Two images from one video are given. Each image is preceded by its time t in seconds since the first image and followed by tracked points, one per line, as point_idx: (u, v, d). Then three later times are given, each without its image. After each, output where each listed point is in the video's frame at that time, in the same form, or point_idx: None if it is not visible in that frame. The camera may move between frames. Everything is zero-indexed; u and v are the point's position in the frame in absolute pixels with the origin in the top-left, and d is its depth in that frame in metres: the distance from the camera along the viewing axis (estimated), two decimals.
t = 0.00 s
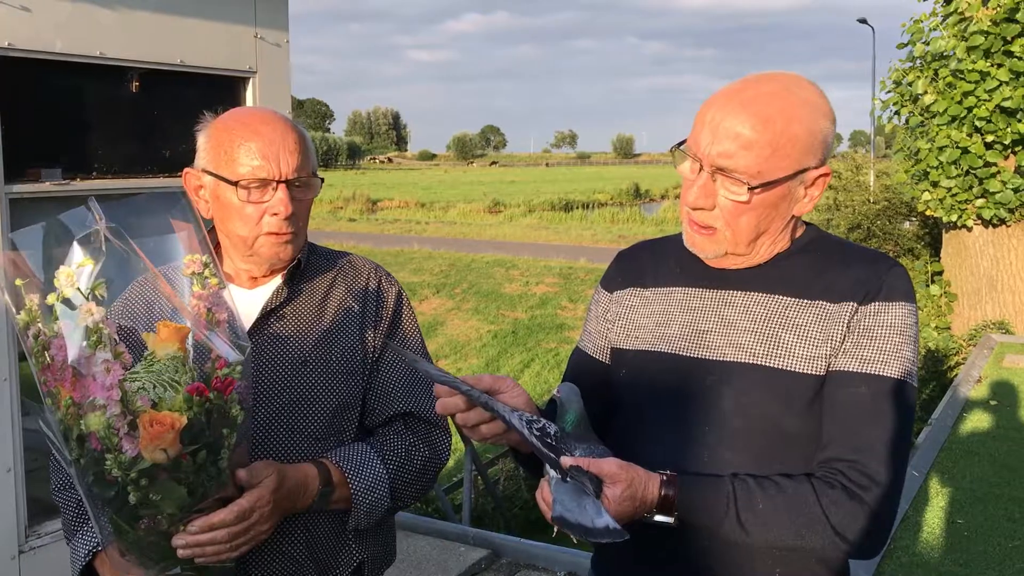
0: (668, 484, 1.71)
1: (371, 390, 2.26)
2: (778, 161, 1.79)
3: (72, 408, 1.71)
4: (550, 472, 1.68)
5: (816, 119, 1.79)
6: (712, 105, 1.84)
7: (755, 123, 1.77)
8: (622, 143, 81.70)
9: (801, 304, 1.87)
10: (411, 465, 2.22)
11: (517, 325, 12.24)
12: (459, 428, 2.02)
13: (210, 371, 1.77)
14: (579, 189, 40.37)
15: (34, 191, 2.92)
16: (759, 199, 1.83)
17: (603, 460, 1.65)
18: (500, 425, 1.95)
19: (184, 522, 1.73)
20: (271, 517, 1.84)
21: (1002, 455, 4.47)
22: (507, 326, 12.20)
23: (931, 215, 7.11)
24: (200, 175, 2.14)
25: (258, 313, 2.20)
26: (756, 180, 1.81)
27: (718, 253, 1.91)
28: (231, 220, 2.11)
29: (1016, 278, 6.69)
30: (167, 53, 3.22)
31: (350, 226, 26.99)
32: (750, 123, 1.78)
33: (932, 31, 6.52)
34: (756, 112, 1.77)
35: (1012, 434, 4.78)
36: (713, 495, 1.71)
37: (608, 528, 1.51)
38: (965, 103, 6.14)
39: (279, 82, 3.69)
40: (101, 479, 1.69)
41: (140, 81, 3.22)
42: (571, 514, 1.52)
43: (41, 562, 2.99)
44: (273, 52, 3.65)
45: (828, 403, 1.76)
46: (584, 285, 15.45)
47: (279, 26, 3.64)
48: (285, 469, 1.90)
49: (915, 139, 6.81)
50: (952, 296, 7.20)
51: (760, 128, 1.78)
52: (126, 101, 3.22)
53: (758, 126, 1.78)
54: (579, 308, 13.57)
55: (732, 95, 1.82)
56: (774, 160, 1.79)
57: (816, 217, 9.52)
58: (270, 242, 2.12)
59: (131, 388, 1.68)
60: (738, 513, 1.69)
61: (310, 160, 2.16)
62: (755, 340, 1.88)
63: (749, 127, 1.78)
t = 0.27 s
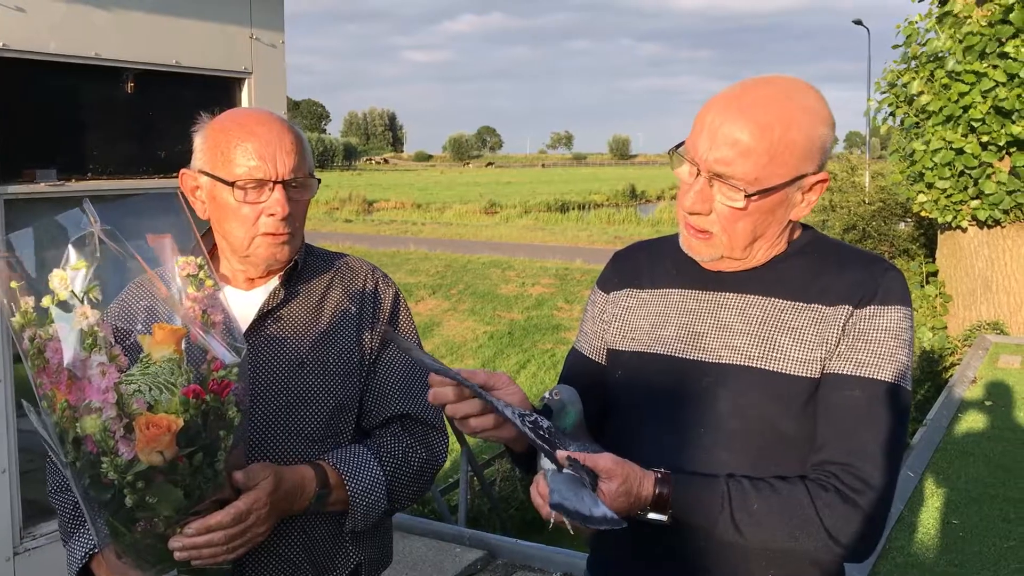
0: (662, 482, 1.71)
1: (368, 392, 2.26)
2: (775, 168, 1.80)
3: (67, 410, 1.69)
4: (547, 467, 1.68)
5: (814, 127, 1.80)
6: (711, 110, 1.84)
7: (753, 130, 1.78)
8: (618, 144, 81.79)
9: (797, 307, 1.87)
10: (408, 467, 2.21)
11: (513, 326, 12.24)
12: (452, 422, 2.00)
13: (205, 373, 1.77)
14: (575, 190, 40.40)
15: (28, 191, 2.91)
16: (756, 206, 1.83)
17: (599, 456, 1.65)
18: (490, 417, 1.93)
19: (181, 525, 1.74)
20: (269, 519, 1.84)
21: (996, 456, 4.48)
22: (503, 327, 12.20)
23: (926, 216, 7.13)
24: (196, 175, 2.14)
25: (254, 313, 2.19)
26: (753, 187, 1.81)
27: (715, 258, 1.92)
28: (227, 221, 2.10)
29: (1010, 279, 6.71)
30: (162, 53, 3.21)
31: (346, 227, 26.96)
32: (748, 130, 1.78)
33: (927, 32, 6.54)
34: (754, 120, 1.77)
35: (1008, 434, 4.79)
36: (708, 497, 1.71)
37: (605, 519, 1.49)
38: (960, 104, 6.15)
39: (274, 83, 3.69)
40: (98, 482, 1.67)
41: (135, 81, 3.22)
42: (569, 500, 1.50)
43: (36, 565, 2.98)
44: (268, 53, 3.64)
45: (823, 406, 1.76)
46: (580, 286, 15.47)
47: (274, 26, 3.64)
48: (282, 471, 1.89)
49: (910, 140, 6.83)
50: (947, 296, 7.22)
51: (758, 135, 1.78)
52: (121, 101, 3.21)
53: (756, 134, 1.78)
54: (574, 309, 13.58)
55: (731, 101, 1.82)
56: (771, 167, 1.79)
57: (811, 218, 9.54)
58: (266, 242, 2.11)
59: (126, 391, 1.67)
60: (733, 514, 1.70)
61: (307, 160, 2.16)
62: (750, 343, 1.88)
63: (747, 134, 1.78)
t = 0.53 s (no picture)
0: (663, 483, 1.70)
1: (365, 393, 2.26)
2: (775, 172, 1.80)
3: (64, 414, 1.68)
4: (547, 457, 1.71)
5: (815, 130, 1.79)
6: (711, 113, 1.84)
7: (753, 134, 1.78)
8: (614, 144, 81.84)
9: (796, 310, 1.87)
10: (405, 470, 2.22)
11: (510, 326, 12.24)
12: (451, 429, 2.00)
13: (203, 376, 1.77)
14: (572, 191, 40.41)
15: (24, 192, 2.89)
16: (756, 210, 1.83)
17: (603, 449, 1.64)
18: (491, 423, 1.93)
19: (178, 528, 1.73)
20: (265, 522, 1.84)
21: (993, 456, 4.49)
22: (500, 327, 12.19)
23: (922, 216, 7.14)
24: (195, 175, 2.13)
25: (252, 315, 2.19)
26: (753, 191, 1.81)
27: (715, 260, 1.93)
28: (225, 221, 2.10)
29: (1006, 279, 6.73)
30: (159, 54, 3.20)
31: (343, 227, 26.94)
32: (748, 133, 1.78)
33: (924, 33, 6.55)
34: (753, 123, 1.77)
35: (1004, 434, 4.80)
36: (708, 499, 1.71)
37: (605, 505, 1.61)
38: (957, 105, 6.16)
39: (271, 84, 3.69)
40: (95, 484, 1.67)
41: (131, 81, 3.22)
42: (574, 488, 1.60)
43: (31, 566, 2.97)
44: (265, 53, 3.64)
45: (822, 410, 1.76)
46: (577, 286, 15.47)
47: (271, 27, 3.64)
48: (279, 474, 1.90)
49: (907, 140, 6.84)
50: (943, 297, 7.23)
51: (758, 139, 1.78)
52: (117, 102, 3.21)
53: (756, 137, 1.78)
54: (572, 309, 13.58)
55: (731, 104, 1.82)
56: (771, 171, 1.79)
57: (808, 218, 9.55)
58: (264, 242, 2.11)
59: (124, 395, 1.66)
60: (733, 517, 1.69)
61: (306, 160, 2.15)
62: (750, 346, 1.88)
63: (747, 137, 1.78)
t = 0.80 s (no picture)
0: (665, 482, 1.71)
1: (365, 393, 2.26)
2: (776, 173, 1.80)
3: (66, 409, 1.68)
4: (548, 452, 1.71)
5: (816, 130, 1.79)
6: (712, 114, 1.84)
7: (754, 135, 1.78)
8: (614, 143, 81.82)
9: (798, 310, 1.87)
10: (405, 469, 2.22)
11: (510, 326, 12.24)
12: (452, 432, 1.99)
13: (205, 373, 1.77)
14: (572, 190, 40.41)
15: (24, 190, 2.88)
16: (757, 210, 1.83)
17: (604, 447, 1.65)
18: (493, 423, 1.94)
19: (178, 525, 1.73)
20: (265, 520, 1.84)
21: (993, 455, 4.49)
22: (500, 327, 12.19)
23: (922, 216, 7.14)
24: (196, 174, 2.13)
25: (252, 314, 2.20)
26: (753, 192, 1.82)
27: (717, 261, 1.93)
28: (228, 220, 2.10)
29: (1006, 278, 6.73)
30: (160, 53, 3.20)
31: (342, 226, 26.94)
32: (748, 135, 1.78)
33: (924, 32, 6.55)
34: (754, 124, 1.77)
35: (1004, 433, 4.81)
36: (709, 498, 1.72)
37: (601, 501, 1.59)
38: (957, 104, 6.16)
39: (272, 83, 3.69)
40: (96, 480, 1.67)
41: (131, 80, 3.23)
42: (570, 481, 1.59)
43: (31, 564, 2.97)
44: (266, 53, 3.64)
45: (824, 409, 1.77)
46: (576, 285, 15.47)
47: (272, 26, 3.64)
48: (279, 473, 1.90)
49: (907, 140, 6.84)
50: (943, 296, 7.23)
51: (758, 140, 1.78)
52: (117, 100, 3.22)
53: (756, 138, 1.78)
54: (571, 308, 13.57)
55: (732, 105, 1.82)
56: (771, 172, 1.80)
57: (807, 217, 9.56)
58: (266, 241, 2.11)
59: (126, 390, 1.66)
60: (734, 515, 1.70)
61: (307, 159, 2.15)
62: (751, 345, 1.88)
63: (747, 138, 1.78)
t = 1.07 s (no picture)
0: (668, 478, 1.71)
1: (369, 391, 2.27)
2: (776, 170, 1.80)
3: (73, 406, 1.71)
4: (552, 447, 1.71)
5: (815, 128, 1.80)
6: (712, 112, 1.84)
7: (753, 132, 1.78)
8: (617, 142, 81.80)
9: (800, 306, 1.87)
10: (409, 467, 2.22)
11: (512, 325, 12.25)
12: (455, 429, 1.99)
13: (210, 373, 1.76)
14: (575, 189, 40.40)
15: (28, 189, 2.89)
16: (757, 208, 1.84)
17: (607, 443, 1.67)
18: (495, 420, 1.94)
19: (182, 523, 1.74)
20: (270, 518, 1.84)
21: (996, 455, 4.49)
22: (502, 326, 12.19)
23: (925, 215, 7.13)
24: (205, 172, 2.14)
25: (257, 312, 2.20)
26: (753, 190, 1.82)
27: (719, 260, 1.94)
28: (235, 218, 2.11)
29: (1009, 277, 6.72)
30: (163, 51, 3.21)
31: (345, 225, 26.94)
32: (748, 132, 1.79)
33: (927, 31, 6.54)
34: (753, 122, 1.77)
35: (1007, 433, 4.80)
36: (713, 495, 1.72)
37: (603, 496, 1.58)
38: (960, 102, 6.15)
39: (275, 82, 3.70)
40: (102, 478, 1.69)
41: (136, 79, 3.22)
42: (573, 474, 1.58)
43: (35, 562, 2.98)
44: (269, 51, 3.65)
45: (827, 405, 1.77)
46: (579, 284, 15.48)
47: (275, 25, 3.65)
48: (284, 471, 1.91)
49: (910, 139, 6.83)
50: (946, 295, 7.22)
51: (758, 137, 1.79)
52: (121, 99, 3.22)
53: (756, 136, 1.78)
54: (574, 307, 13.57)
55: (732, 103, 1.82)
56: (771, 169, 1.80)
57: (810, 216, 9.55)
58: (273, 240, 2.12)
59: (132, 388, 1.69)
60: (738, 512, 1.70)
61: (315, 161, 2.17)
62: (754, 342, 1.89)
63: (746, 136, 1.79)
